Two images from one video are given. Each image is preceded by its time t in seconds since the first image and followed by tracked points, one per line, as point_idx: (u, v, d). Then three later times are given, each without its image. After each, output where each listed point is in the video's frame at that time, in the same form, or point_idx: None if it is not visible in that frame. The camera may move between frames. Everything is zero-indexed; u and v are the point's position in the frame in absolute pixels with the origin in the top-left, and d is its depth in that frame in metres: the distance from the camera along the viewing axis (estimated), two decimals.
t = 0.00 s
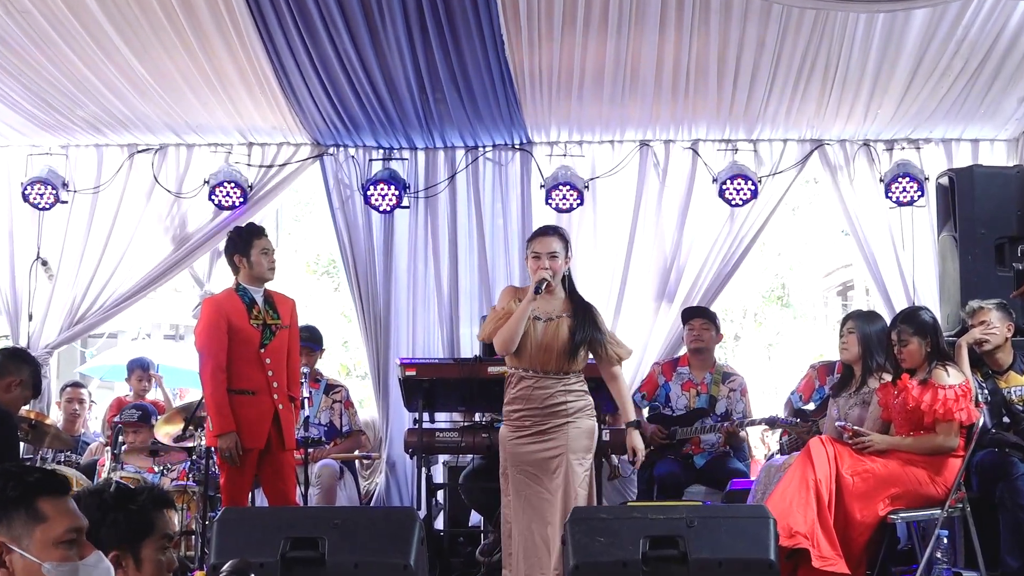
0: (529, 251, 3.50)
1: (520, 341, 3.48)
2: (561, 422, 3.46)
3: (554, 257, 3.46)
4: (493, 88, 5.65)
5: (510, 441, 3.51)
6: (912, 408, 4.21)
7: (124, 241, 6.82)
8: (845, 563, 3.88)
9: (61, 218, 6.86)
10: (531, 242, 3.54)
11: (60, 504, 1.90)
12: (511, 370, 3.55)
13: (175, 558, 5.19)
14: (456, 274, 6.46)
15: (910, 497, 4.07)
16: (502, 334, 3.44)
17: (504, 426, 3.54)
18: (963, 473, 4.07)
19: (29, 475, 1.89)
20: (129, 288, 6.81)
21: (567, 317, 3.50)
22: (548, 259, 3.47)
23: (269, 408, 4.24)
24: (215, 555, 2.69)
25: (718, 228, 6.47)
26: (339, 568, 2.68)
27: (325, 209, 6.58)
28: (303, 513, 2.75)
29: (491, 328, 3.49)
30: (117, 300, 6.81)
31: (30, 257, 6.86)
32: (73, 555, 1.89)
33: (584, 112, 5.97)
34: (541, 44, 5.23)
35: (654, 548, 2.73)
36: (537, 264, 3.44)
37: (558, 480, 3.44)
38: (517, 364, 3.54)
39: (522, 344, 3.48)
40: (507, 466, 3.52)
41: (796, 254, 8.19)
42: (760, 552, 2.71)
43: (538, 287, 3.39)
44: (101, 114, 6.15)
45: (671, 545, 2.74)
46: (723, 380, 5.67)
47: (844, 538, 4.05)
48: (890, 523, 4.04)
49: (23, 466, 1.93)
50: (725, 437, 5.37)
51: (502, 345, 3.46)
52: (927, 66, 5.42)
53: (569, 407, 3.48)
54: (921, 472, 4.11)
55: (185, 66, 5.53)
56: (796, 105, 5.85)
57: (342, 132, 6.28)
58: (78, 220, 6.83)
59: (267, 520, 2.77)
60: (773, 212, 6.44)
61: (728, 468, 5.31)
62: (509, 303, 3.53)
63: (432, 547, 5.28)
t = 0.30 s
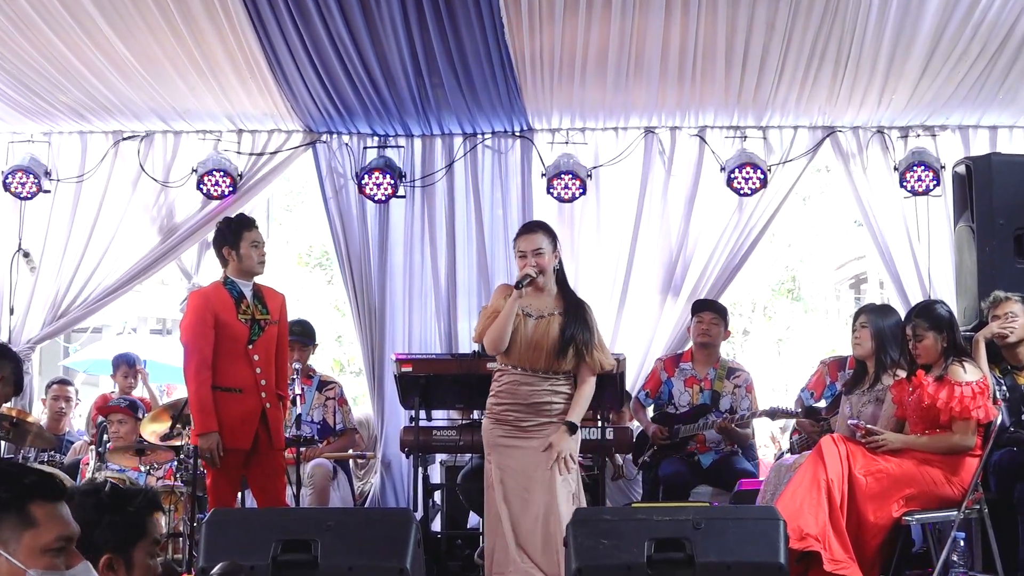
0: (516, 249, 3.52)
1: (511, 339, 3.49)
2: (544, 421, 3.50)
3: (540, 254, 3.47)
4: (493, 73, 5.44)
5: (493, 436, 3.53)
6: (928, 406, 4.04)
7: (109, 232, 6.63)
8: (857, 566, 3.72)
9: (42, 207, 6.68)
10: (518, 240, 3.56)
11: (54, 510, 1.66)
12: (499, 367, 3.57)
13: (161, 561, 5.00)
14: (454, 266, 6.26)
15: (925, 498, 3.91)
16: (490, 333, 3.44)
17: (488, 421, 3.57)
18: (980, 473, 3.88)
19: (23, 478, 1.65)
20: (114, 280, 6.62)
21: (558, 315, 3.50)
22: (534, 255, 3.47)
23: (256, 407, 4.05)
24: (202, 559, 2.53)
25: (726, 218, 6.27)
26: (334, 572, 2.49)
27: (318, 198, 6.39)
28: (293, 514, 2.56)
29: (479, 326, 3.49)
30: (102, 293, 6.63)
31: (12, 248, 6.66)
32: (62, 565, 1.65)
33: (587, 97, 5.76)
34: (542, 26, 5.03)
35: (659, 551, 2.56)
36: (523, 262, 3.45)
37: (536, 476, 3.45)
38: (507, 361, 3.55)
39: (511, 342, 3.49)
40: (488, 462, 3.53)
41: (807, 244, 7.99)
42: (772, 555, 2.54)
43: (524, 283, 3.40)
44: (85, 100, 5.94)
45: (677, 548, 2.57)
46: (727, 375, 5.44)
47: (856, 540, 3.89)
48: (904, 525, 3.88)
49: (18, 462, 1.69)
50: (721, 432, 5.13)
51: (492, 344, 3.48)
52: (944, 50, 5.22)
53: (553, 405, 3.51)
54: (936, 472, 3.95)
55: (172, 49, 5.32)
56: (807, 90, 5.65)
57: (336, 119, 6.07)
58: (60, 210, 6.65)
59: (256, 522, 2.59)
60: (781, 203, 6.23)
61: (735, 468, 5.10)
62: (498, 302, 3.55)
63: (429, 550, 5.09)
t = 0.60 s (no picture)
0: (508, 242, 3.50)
1: (508, 335, 3.45)
2: (540, 422, 3.45)
3: (534, 245, 3.44)
4: (493, 58, 5.24)
5: (487, 434, 3.47)
6: (945, 404, 3.85)
7: (94, 223, 6.44)
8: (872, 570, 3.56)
9: (26, 197, 6.50)
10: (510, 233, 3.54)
11: (47, 515, 1.51)
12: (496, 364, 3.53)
13: (148, 564, 4.82)
14: (452, 259, 6.06)
15: (942, 500, 3.75)
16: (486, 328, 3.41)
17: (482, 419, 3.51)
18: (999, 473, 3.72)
19: (12, 480, 1.49)
20: (98, 272, 6.42)
21: (555, 310, 3.48)
22: (527, 246, 3.45)
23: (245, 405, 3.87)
24: (191, 562, 2.73)
25: (735, 208, 6.08)
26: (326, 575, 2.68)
27: (311, 187, 6.20)
28: (283, 520, 2.75)
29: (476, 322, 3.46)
30: (87, 286, 6.42)
31: None
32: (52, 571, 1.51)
33: (591, 83, 5.57)
34: (543, 10, 4.84)
35: (665, 554, 2.72)
36: (516, 255, 3.42)
37: (531, 478, 3.39)
38: (504, 359, 3.51)
39: (508, 339, 3.45)
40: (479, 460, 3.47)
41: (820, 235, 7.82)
42: (776, 557, 2.69)
43: (519, 274, 3.38)
44: (68, 86, 5.75)
45: (683, 551, 2.72)
46: (733, 371, 5.23)
47: (871, 543, 3.74)
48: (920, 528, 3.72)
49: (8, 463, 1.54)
50: (728, 430, 4.95)
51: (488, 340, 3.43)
52: (961, 35, 5.02)
53: (551, 405, 3.47)
54: (953, 473, 3.77)
55: (159, 34, 5.13)
56: (819, 76, 5.45)
57: (329, 105, 5.87)
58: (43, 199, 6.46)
59: (248, 526, 2.78)
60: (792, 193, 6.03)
61: (744, 468, 4.91)
62: (493, 298, 3.51)
63: (426, 554, 4.91)
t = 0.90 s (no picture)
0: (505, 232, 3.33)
1: (507, 331, 3.29)
2: (543, 420, 3.28)
3: (534, 234, 3.29)
4: (492, 43, 5.06)
5: (488, 433, 3.32)
6: (963, 401, 3.72)
7: (78, 213, 6.25)
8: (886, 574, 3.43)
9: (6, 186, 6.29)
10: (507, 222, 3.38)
11: (38, 534, 1.42)
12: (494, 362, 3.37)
13: (133, 569, 4.65)
14: (450, 252, 5.88)
15: (958, 501, 3.63)
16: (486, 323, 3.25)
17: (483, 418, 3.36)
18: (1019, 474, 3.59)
19: (9, 496, 1.39)
20: (82, 265, 6.24)
21: (555, 303, 3.32)
22: (527, 235, 3.29)
23: (234, 401, 3.96)
24: (178, 567, 2.52)
25: (744, 197, 5.89)
26: None
27: (303, 176, 6.02)
28: (275, 521, 2.55)
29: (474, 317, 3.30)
30: (70, 278, 6.24)
31: None
32: None
33: (594, 68, 5.37)
34: None
35: (671, 557, 2.53)
36: (517, 244, 3.26)
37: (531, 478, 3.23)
38: (502, 356, 3.34)
39: (508, 334, 3.28)
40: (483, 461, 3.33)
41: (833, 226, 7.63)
42: (789, 562, 2.50)
43: (519, 265, 3.22)
44: (50, 70, 5.56)
45: (690, 555, 2.54)
46: (742, 368, 5.04)
47: (885, 545, 3.62)
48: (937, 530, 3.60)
49: None
50: (739, 430, 4.76)
51: (487, 336, 3.26)
52: (980, 19, 4.83)
53: (553, 402, 3.29)
54: (971, 474, 3.66)
55: (145, 16, 4.94)
56: (831, 61, 5.25)
57: (321, 91, 5.68)
58: (25, 189, 6.27)
59: (237, 527, 2.57)
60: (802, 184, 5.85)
61: (753, 468, 4.72)
62: (490, 292, 3.35)
63: (423, 558, 4.73)
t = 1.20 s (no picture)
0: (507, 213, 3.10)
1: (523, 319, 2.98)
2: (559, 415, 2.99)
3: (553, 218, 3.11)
4: (491, 24, 4.88)
5: (495, 432, 3.01)
6: (982, 397, 3.56)
7: (59, 202, 6.06)
8: None
9: None
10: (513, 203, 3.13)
11: (21, 535, 1.34)
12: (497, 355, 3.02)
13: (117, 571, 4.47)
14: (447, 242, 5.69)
15: (978, 501, 3.44)
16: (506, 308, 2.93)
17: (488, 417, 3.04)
18: None
19: None
20: (64, 255, 6.03)
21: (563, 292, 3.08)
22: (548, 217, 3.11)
23: (223, 396, 3.80)
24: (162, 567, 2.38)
25: (754, 184, 5.71)
26: None
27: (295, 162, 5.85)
28: (266, 521, 2.41)
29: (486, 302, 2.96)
30: (52, 269, 6.02)
31: None
32: None
33: (598, 51, 5.19)
34: None
35: (678, 560, 2.39)
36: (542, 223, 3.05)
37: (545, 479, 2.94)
38: (508, 348, 3.01)
39: (523, 320, 2.98)
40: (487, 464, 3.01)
41: (847, 213, 7.41)
42: (803, 565, 2.35)
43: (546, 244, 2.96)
44: (31, 52, 5.38)
45: (698, 558, 2.39)
46: (755, 362, 4.83)
47: (902, 548, 3.43)
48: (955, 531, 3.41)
49: None
50: (749, 425, 4.57)
51: (504, 319, 2.94)
52: None
53: (568, 397, 3.00)
54: (991, 472, 3.48)
55: None
56: (845, 44, 5.07)
57: (313, 74, 5.50)
58: (7, 177, 6.09)
59: (226, 527, 2.42)
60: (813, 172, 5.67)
61: (763, 466, 4.54)
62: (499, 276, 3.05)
63: (420, 560, 4.56)
